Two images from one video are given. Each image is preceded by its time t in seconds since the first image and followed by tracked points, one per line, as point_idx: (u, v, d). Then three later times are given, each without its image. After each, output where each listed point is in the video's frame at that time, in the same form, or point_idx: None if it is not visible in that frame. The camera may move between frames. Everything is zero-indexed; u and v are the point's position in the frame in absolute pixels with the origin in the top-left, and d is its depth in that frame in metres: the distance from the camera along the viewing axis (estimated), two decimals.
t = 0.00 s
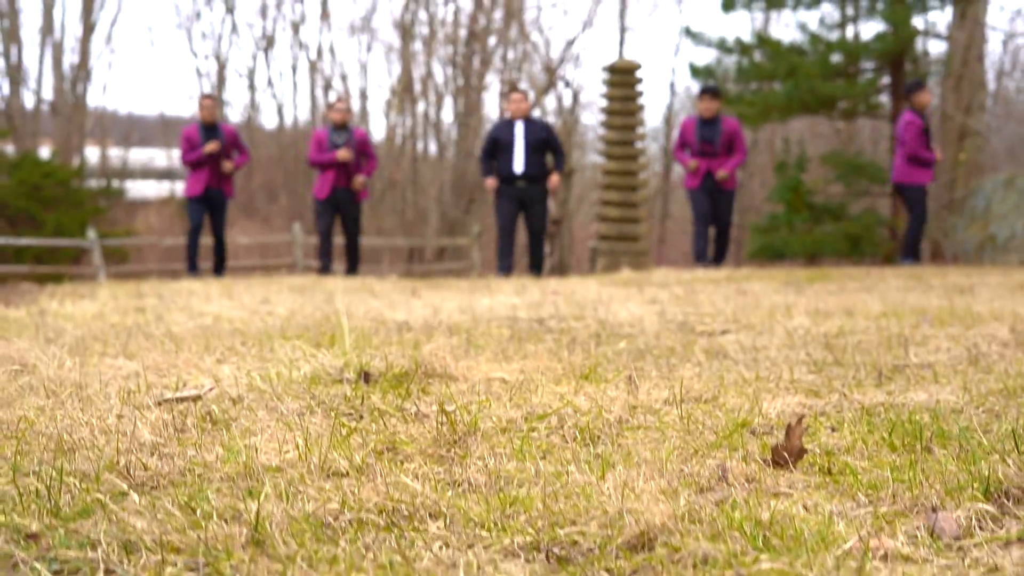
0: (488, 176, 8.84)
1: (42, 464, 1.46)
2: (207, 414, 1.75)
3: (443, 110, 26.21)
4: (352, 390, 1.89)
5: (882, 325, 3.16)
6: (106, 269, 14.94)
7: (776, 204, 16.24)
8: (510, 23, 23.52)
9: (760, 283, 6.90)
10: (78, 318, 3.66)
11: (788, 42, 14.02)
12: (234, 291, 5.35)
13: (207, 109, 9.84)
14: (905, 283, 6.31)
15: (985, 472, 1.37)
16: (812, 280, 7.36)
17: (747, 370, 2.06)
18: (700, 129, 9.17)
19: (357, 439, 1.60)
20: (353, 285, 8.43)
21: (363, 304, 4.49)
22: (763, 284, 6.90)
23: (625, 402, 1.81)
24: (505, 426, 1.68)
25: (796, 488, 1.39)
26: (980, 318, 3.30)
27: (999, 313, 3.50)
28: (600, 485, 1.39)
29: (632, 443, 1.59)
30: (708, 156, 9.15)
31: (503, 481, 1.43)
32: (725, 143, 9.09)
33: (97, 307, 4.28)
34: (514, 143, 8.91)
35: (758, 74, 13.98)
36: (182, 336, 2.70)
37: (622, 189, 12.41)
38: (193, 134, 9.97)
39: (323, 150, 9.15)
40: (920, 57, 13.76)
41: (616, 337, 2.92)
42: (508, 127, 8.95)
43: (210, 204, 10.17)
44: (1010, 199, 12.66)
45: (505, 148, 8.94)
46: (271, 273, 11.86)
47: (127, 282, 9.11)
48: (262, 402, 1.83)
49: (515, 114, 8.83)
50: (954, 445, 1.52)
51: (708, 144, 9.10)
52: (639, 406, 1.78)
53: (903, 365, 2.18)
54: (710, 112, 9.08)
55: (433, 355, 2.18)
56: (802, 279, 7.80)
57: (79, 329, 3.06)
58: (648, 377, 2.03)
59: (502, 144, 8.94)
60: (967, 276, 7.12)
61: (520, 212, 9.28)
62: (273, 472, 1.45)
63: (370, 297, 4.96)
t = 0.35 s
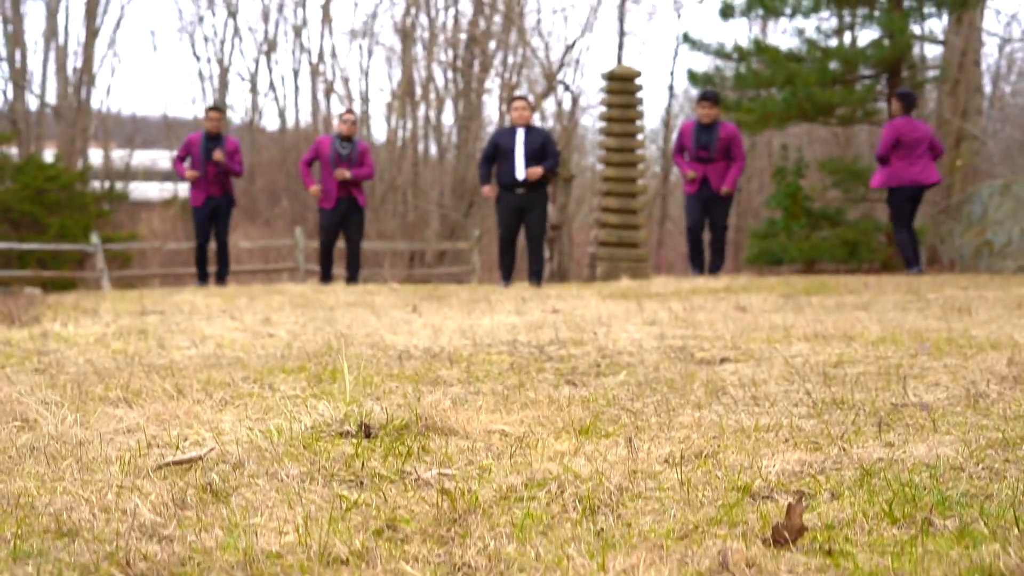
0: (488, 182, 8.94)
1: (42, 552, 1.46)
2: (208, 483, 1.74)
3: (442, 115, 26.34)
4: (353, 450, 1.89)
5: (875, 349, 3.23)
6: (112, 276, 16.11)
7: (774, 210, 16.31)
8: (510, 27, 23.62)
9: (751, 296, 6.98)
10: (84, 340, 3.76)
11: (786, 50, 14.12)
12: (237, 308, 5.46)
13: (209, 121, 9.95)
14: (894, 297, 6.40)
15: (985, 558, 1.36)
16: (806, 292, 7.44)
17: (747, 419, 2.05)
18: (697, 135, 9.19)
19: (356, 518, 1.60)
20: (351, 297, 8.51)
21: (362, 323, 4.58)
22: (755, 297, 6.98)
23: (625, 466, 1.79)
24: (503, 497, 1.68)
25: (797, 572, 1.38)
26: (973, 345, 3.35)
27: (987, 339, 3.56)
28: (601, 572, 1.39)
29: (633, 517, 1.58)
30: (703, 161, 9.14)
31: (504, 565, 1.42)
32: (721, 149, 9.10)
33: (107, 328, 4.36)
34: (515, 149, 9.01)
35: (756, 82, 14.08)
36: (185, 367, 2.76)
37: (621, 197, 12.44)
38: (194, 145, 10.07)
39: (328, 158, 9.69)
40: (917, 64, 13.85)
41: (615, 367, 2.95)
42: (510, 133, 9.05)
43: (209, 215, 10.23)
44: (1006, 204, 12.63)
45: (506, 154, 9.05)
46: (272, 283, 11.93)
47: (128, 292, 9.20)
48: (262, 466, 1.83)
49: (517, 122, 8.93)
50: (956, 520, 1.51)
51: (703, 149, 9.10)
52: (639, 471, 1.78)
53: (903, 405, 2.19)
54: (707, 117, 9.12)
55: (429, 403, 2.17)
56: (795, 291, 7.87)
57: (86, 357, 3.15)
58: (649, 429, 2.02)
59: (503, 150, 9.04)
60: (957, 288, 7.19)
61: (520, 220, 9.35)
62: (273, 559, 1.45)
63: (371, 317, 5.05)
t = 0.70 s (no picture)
0: (484, 191, 8.96)
1: None
2: (224, 547, 1.73)
3: (443, 118, 26.46)
4: (368, 504, 1.89)
5: (876, 373, 3.33)
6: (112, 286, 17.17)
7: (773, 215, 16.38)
8: (512, 32, 23.72)
9: (752, 309, 7.12)
10: (94, 362, 3.82)
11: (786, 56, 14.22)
12: (241, 325, 5.52)
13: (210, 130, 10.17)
14: (894, 309, 6.53)
15: None
16: (807, 302, 7.55)
17: (759, 465, 2.06)
18: (696, 144, 9.20)
19: None
20: (356, 307, 8.59)
21: (366, 341, 4.64)
22: (756, 309, 7.11)
23: (640, 526, 1.78)
24: (521, 560, 1.67)
25: None
26: (970, 367, 3.43)
27: (984, 359, 3.66)
28: None
29: None
30: (703, 170, 9.17)
31: None
32: (720, 157, 9.12)
33: (110, 346, 4.42)
34: (512, 158, 9.02)
35: (756, 88, 14.16)
36: (195, 397, 2.81)
37: (621, 202, 12.48)
38: (196, 153, 10.32)
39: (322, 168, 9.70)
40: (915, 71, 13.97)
41: (621, 393, 3.00)
42: (507, 142, 9.06)
43: (208, 221, 10.44)
44: (1005, 210, 12.91)
45: (503, 163, 9.05)
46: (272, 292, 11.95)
47: (131, 302, 9.25)
48: (275, 525, 1.82)
49: (513, 130, 8.94)
50: None
51: (702, 159, 9.13)
52: (656, 530, 1.77)
53: (910, 443, 2.22)
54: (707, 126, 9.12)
55: (440, 449, 2.17)
56: (796, 301, 7.98)
57: (95, 384, 3.21)
58: (661, 476, 2.02)
59: (500, 159, 9.05)
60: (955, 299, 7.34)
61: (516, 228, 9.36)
62: None
63: (374, 334, 5.10)
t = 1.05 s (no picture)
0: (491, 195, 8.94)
1: None
2: None
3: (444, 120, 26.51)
4: (375, 549, 1.88)
5: (874, 392, 3.36)
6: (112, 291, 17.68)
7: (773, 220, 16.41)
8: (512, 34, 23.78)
9: (752, 319, 7.15)
10: (98, 382, 3.82)
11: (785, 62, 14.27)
12: (246, 338, 5.53)
13: (214, 137, 10.19)
14: (896, 319, 6.56)
15: None
16: (807, 312, 7.55)
17: (763, 503, 2.07)
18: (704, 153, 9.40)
19: None
20: (358, 316, 8.61)
21: (369, 357, 4.63)
22: (755, 319, 7.14)
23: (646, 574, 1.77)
24: None
25: None
26: (971, 389, 3.41)
27: (985, 380, 3.65)
28: None
29: None
30: (713, 179, 9.42)
31: None
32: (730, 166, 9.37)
33: (115, 363, 4.45)
34: (518, 164, 9.02)
35: (756, 93, 14.21)
36: (197, 425, 2.80)
37: (622, 208, 12.50)
38: (198, 160, 10.31)
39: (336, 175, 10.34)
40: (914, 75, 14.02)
41: (624, 418, 3.00)
42: (512, 147, 9.06)
43: (212, 227, 10.49)
44: (1003, 215, 12.95)
45: (508, 168, 9.06)
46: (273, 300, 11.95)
47: (133, 311, 9.27)
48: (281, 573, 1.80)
49: (519, 136, 8.93)
50: None
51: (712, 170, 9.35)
52: None
53: (914, 475, 2.22)
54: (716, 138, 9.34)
55: (444, 487, 2.18)
56: (796, 310, 8.00)
57: (99, 407, 3.21)
58: (667, 518, 2.02)
59: (506, 164, 9.05)
60: (952, 308, 7.37)
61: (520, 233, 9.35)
62: None
63: (376, 348, 5.10)
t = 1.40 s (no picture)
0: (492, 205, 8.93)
1: None
2: None
3: (444, 123, 26.56)
4: None
5: (872, 414, 3.40)
6: (114, 296, 18.11)
7: (773, 225, 16.43)
8: (513, 37, 23.85)
9: (753, 330, 7.20)
10: (103, 400, 3.85)
11: (786, 67, 14.31)
12: (251, 351, 5.56)
13: (213, 150, 10.16)
14: (897, 331, 6.60)
15: None
16: (807, 322, 7.59)
17: (770, 542, 2.07)
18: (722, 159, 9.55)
19: None
20: (361, 325, 8.65)
21: (374, 372, 4.65)
22: (756, 330, 7.18)
23: None
24: None
25: None
26: (973, 412, 3.43)
27: (983, 401, 3.67)
28: None
29: None
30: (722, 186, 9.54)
31: None
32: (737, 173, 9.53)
33: (120, 380, 4.46)
34: (517, 173, 9.00)
35: (757, 99, 14.25)
36: (203, 451, 2.82)
37: (622, 213, 12.51)
38: (198, 171, 10.31)
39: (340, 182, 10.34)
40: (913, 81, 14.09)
41: (629, 442, 3.01)
42: (511, 156, 9.04)
43: (217, 233, 10.56)
44: (1002, 220, 12.98)
45: (507, 177, 9.04)
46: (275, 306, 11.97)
47: (137, 319, 9.31)
48: None
49: (514, 146, 8.91)
50: None
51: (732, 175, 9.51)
52: None
53: (914, 508, 2.24)
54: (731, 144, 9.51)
55: (450, 525, 2.19)
56: (796, 319, 8.05)
57: (104, 429, 3.21)
58: (675, 559, 2.02)
59: (504, 174, 9.03)
60: (952, 319, 7.41)
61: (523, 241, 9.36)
62: None
63: (381, 363, 5.13)
